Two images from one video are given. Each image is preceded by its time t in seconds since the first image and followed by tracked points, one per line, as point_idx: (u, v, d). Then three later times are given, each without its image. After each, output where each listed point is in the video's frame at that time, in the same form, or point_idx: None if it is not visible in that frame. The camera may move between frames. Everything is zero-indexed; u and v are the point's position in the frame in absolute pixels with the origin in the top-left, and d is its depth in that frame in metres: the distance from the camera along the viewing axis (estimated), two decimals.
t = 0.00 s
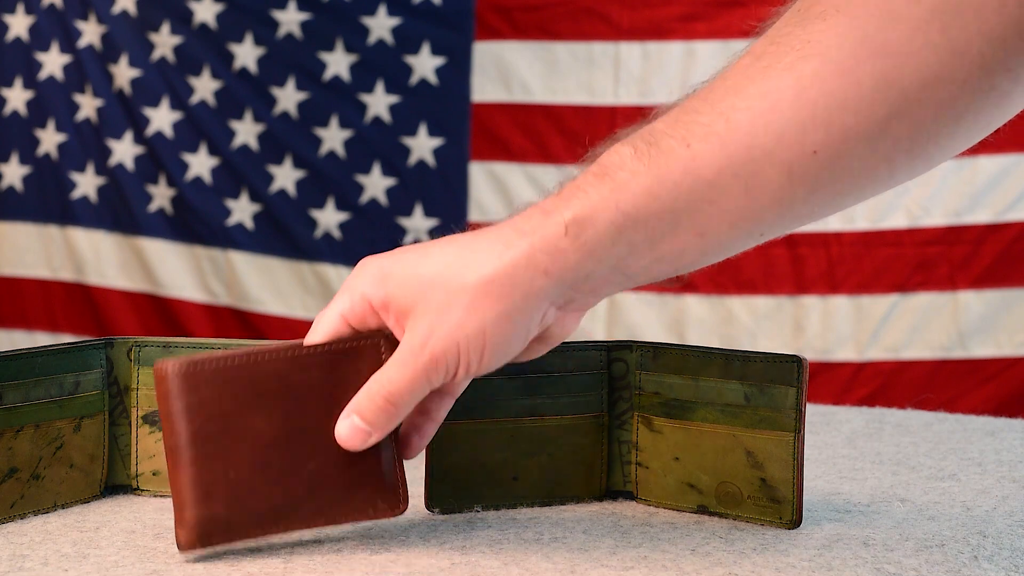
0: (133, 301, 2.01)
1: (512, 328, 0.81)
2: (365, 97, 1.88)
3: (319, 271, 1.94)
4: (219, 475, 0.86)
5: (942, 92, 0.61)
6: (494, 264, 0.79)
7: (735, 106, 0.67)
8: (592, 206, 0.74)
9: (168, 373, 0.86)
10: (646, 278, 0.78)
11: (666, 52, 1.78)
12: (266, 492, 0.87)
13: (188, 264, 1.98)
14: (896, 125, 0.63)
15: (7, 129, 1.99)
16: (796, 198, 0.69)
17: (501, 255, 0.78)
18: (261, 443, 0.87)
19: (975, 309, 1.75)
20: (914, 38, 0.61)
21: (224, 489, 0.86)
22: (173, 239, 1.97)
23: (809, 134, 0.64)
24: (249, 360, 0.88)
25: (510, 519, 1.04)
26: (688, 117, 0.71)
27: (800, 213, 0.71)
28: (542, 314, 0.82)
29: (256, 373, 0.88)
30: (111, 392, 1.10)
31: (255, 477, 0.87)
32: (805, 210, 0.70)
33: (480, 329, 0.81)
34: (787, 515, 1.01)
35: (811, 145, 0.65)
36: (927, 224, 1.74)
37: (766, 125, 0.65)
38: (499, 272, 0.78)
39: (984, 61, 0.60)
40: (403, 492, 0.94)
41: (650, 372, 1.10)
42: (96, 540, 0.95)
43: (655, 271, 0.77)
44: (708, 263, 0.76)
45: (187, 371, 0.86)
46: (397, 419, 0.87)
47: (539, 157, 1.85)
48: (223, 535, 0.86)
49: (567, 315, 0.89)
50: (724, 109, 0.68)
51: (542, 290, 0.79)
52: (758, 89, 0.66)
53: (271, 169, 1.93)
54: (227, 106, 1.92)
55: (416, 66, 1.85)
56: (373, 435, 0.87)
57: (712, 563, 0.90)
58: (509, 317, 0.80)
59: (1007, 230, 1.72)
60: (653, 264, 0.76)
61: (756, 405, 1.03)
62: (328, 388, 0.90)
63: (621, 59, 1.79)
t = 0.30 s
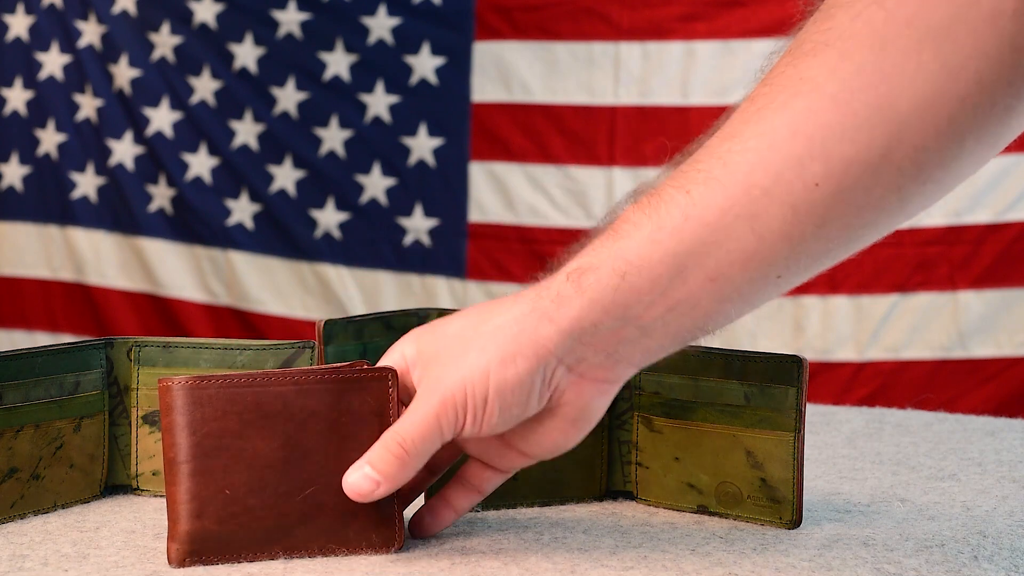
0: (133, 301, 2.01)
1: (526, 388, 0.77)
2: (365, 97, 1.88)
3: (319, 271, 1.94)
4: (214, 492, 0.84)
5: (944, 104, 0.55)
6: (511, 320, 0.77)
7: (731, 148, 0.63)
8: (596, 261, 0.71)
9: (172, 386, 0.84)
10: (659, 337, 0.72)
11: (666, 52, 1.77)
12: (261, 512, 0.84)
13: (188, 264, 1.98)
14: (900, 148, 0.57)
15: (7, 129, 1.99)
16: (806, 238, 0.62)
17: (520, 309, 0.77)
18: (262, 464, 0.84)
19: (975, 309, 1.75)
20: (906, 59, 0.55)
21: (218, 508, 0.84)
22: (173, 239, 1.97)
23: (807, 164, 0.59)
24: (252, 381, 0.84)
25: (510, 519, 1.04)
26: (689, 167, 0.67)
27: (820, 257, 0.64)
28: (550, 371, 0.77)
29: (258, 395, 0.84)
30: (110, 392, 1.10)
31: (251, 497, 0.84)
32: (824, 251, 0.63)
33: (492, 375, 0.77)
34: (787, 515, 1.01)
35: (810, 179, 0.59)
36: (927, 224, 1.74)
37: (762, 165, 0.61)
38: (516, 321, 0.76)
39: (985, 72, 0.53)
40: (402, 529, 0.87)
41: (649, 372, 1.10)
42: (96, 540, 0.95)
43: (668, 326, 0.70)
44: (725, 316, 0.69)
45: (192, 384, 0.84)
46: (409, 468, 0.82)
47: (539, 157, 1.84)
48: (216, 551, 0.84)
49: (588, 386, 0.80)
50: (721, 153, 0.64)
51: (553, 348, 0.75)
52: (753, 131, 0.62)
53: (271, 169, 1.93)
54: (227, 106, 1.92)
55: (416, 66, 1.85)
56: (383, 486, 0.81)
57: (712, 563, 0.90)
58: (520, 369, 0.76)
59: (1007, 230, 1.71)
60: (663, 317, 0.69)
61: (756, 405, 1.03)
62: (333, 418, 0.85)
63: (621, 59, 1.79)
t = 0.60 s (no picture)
0: (133, 301, 2.01)
1: (521, 387, 0.77)
2: (365, 97, 1.88)
3: (318, 271, 1.94)
4: (202, 479, 0.79)
5: (936, 108, 0.58)
6: (510, 315, 0.77)
7: (725, 149, 0.66)
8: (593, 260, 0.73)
9: (162, 381, 0.82)
10: (656, 336, 0.74)
11: (666, 52, 1.77)
12: (248, 498, 0.79)
13: (188, 264, 1.98)
14: (893, 148, 0.60)
15: (7, 129, 1.99)
16: (799, 238, 0.65)
17: (518, 306, 0.78)
18: (248, 452, 0.80)
19: (975, 309, 1.75)
20: (898, 61, 0.58)
21: (205, 493, 0.79)
22: (173, 239, 1.97)
23: (799, 165, 0.62)
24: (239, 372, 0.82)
25: (510, 519, 1.04)
26: (684, 170, 0.71)
27: (813, 259, 0.66)
28: (544, 365, 0.77)
29: (245, 385, 0.82)
30: (110, 392, 1.10)
31: (237, 483, 0.79)
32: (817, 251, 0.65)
33: (487, 368, 0.77)
34: (787, 515, 1.01)
35: (802, 179, 0.62)
36: (927, 224, 1.74)
37: (755, 166, 0.64)
38: (514, 317, 0.77)
39: (975, 76, 0.57)
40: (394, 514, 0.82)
41: (649, 372, 1.10)
42: (96, 540, 0.95)
43: (664, 326, 0.72)
44: (721, 318, 0.71)
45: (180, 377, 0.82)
46: (393, 459, 0.80)
47: (539, 157, 1.84)
48: (203, 541, 0.78)
49: (583, 386, 0.80)
50: (714, 154, 0.67)
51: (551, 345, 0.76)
52: (746, 133, 0.65)
53: (271, 169, 1.93)
54: (226, 106, 1.92)
55: (416, 66, 1.85)
56: (361, 470, 0.79)
57: (712, 563, 0.90)
58: (516, 363, 0.76)
59: (1007, 230, 1.71)
60: (658, 316, 0.72)
61: (755, 405, 1.03)
62: (318, 405, 0.82)
63: (621, 59, 1.79)
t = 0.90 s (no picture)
0: (133, 301, 2.01)
1: (516, 335, 0.79)
2: (365, 97, 1.88)
3: (318, 271, 1.94)
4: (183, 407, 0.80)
5: (955, 97, 0.60)
6: (523, 273, 0.82)
7: (747, 130, 0.70)
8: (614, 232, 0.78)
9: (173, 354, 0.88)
10: (664, 312, 0.75)
11: (666, 52, 1.77)
12: (224, 421, 0.78)
13: (188, 264, 1.98)
14: (911, 132, 0.62)
15: (7, 129, 1.98)
16: (812, 218, 0.67)
17: (534, 269, 0.82)
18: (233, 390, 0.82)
19: (975, 309, 1.75)
20: (921, 47, 0.61)
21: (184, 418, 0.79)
22: (173, 239, 1.97)
23: (815, 145, 0.65)
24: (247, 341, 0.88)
25: (510, 519, 1.04)
26: (709, 151, 0.75)
27: (829, 242, 0.68)
28: (541, 313, 0.79)
29: (248, 349, 0.87)
30: (111, 392, 1.10)
31: (219, 409, 0.79)
32: (831, 234, 0.67)
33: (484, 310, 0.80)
34: (787, 515, 1.01)
35: (818, 157, 0.65)
36: (927, 224, 1.74)
37: (773, 145, 0.68)
38: (524, 275, 0.81)
39: (998, 65, 0.59)
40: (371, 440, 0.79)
41: (649, 372, 1.10)
42: (97, 540, 0.95)
43: (674, 297, 0.74)
44: (734, 300, 0.73)
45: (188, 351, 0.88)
46: (379, 394, 0.81)
47: (539, 157, 1.84)
48: (172, 457, 0.75)
49: (589, 359, 0.80)
50: (737, 135, 0.71)
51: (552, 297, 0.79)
52: (767, 115, 0.69)
53: (271, 169, 1.93)
54: (226, 106, 1.92)
55: (416, 66, 1.85)
56: (343, 398, 0.80)
57: (712, 563, 0.90)
58: (512, 306, 0.79)
59: (1007, 230, 1.71)
60: (667, 287, 0.74)
61: (755, 405, 1.03)
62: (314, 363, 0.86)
63: (621, 59, 1.79)
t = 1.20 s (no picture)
0: (133, 301, 2.01)
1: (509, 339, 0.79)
2: (365, 97, 1.88)
3: (318, 271, 1.94)
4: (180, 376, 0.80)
5: (955, 89, 0.60)
6: (512, 268, 0.80)
7: (741, 119, 0.70)
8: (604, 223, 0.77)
9: (166, 282, 0.85)
10: (655, 304, 0.76)
11: (666, 52, 1.77)
12: (219, 408, 0.79)
13: (188, 264, 1.98)
14: (911, 125, 0.62)
15: (7, 129, 1.98)
16: (808, 210, 0.67)
17: (520, 261, 0.81)
18: (229, 363, 0.81)
19: (975, 309, 1.75)
20: (921, 38, 0.61)
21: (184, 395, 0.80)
22: (173, 239, 1.97)
23: (814, 137, 0.65)
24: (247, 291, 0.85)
25: (510, 519, 1.04)
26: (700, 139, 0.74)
27: (822, 234, 0.68)
28: (529, 313, 0.78)
29: (248, 303, 0.85)
30: (111, 392, 1.10)
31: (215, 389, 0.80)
32: (823, 226, 0.68)
33: (475, 312, 0.79)
34: (787, 515, 1.01)
35: (817, 149, 0.65)
36: (927, 224, 1.74)
37: (770, 136, 0.67)
38: (512, 268, 0.80)
39: (999, 58, 0.59)
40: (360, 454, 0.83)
41: (649, 372, 1.10)
42: (97, 540, 0.95)
43: (667, 290, 0.74)
44: (727, 291, 0.73)
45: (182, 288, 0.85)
46: (379, 399, 0.82)
47: (539, 157, 1.84)
48: (165, 440, 0.78)
49: (578, 351, 0.81)
50: (731, 124, 0.71)
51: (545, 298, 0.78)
52: (762, 104, 0.68)
53: (271, 169, 1.93)
54: (227, 106, 1.92)
55: (416, 66, 1.85)
56: (345, 409, 0.81)
57: (712, 563, 0.90)
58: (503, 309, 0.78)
59: (1007, 230, 1.71)
60: (660, 280, 0.74)
61: (755, 405, 1.03)
62: (313, 335, 0.85)
63: (621, 59, 1.79)
